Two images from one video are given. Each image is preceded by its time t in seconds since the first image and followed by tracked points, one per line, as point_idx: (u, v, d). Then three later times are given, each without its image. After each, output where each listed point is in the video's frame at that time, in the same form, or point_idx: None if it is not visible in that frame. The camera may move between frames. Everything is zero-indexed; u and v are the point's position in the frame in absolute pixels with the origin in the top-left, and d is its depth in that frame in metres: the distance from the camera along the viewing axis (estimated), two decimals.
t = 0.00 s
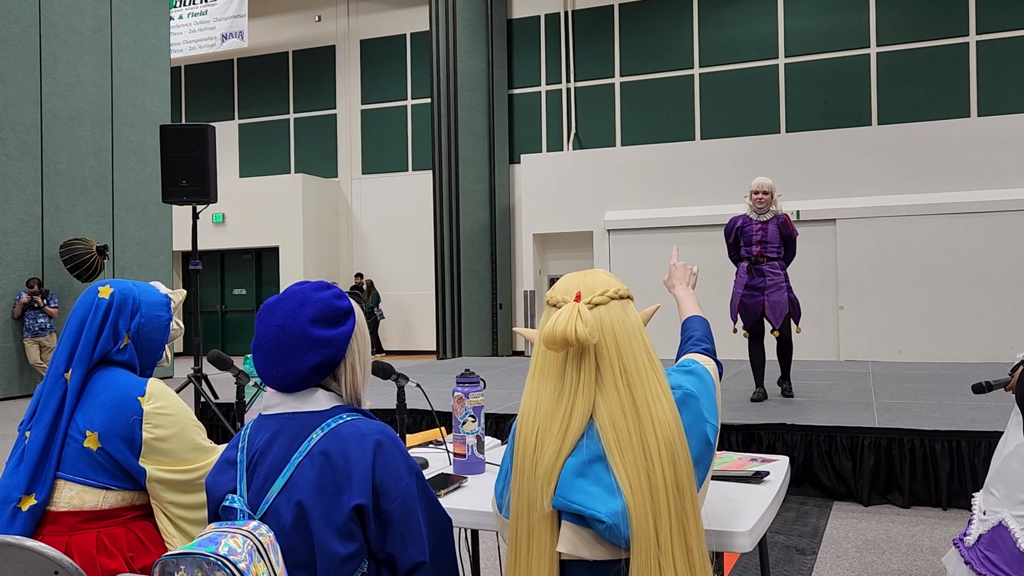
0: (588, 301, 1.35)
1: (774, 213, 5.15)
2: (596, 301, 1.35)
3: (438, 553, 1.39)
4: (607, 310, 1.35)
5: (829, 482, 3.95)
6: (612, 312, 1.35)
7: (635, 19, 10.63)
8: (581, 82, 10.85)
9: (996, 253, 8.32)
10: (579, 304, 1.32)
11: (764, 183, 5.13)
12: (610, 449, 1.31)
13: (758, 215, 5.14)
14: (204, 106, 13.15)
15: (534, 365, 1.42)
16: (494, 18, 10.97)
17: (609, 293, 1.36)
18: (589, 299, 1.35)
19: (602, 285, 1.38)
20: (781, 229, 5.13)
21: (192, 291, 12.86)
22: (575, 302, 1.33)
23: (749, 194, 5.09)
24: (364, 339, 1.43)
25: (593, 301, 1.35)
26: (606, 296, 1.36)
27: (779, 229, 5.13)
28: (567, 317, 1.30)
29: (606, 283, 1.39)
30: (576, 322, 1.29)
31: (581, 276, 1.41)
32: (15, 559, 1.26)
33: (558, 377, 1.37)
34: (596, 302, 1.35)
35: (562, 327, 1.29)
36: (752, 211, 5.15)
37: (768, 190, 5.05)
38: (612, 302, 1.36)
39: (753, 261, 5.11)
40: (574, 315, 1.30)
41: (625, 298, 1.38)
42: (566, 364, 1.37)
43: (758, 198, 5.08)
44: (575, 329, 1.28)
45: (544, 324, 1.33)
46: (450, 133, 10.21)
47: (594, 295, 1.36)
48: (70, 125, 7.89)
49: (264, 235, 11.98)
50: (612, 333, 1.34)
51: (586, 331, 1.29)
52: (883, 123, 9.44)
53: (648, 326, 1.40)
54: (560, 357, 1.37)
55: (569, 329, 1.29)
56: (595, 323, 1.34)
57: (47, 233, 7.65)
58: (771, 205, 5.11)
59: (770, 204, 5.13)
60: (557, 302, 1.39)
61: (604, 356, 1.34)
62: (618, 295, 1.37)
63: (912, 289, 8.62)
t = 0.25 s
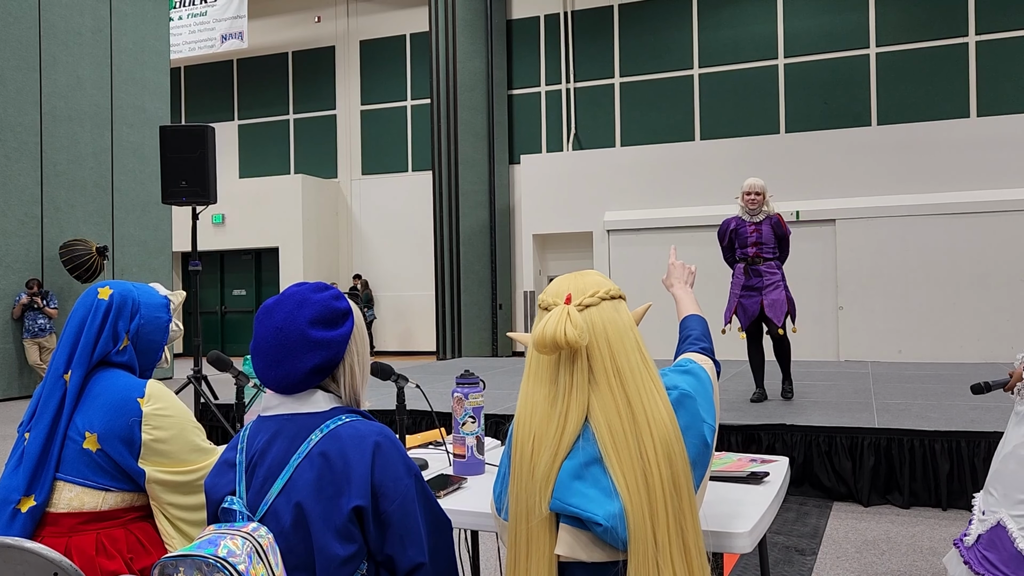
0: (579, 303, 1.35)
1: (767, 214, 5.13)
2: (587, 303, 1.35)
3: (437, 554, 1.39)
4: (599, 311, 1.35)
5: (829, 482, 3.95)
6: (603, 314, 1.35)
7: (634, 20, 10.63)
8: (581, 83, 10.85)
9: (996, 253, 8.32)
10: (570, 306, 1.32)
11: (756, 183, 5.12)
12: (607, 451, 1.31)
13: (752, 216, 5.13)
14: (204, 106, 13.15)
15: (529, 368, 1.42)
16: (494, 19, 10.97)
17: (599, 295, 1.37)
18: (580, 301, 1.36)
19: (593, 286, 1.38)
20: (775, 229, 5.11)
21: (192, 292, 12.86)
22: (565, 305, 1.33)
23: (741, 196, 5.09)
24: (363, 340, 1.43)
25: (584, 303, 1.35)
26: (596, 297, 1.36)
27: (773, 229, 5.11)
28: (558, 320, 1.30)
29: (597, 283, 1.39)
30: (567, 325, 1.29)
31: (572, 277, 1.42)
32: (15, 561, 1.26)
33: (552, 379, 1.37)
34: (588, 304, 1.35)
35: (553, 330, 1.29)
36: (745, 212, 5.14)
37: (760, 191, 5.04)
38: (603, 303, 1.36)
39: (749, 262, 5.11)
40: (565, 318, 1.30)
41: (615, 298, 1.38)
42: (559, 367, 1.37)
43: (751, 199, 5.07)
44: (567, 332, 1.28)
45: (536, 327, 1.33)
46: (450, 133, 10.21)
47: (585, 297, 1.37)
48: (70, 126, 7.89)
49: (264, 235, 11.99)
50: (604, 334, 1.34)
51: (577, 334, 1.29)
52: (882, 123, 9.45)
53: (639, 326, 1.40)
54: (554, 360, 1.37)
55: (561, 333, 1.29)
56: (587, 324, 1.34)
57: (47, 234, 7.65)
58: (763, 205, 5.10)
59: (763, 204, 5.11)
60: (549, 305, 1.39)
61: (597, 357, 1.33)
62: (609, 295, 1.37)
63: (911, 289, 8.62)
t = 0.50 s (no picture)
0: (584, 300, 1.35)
1: (763, 214, 5.13)
2: (590, 300, 1.35)
3: (436, 555, 1.39)
4: (603, 309, 1.35)
5: (829, 483, 3.95)
6: (608, 312, 1.35)
7: (634, 20, 10.63)
8: (581, 83, 10.85)
9: (995, 253, 8.32)
10: (578, 301, 1.32)
11: (751, 184, 5.12)
12: (608, 450, 1.31)
13: (748, 216, 5.13)
14: (203, 107, 13.15)
15: (528, 366, 1.42)
16: (493, 19, 10.97)
17: (603, 293, 1.37)
18: (585, 298, 1.35)
19: (596, 284, 1.39)
20: (772, 229, 5.10)
21: (192, 292, 12.85)
22: (573, 299, 1.32)
23: (736, 198, 5.08)
24: (362, 341, 1.43)
25: (589, 300, 1.35)
26: (600, 295, 1.36)
27: (770, 229, 5.11)
28: (567, 315, 1.29)
29: (599, 283, 1.39)
30: (577, 321, 1.28)
31: (574, 275, 1.42)
32: (15, 562, 1.26)
33: (555, 376, 1.37)
34: (591, 302, 1.35)
35: (562, 326, 1.28)
36: (741, 212, 5.14)
37: (756, 192, 5.04)
38: (606, 301, 1.36)
39: (747, 262, 5.11)
40: (575, 312, 1.30)
41: (617, 298, 1.38)
42: (563, 363, 1.36)
43: (746, 199, 5.07)
44: (575, 329, 1.28)
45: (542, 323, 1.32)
46: (450, 134, 10.21)
47: (588, 294, 1.36)
48: (69, 126, 7.88)
49: (263, 236, 11.99)
50: (609, 333, 1.34)
51: (586, 329, 1.28)
52: (882, 123, 9.45)
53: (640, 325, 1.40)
54: (556, 358, 1.37)
55: (571, 329, 1.28)
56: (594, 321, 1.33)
57: (46, 235, 7.65)
58: (759, 205, 5.10)
59: (759, 204, 5.11)
60: (550, 303, 1.39)
61: (602, 354, 1.33)
62: (611, 294, 1.38)
63: (911, 290, 8.62)
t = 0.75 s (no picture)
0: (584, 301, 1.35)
1: (763, 214, 5.12)
2: (591, 301, 1.35)
3: (436, 555, 1.39)
4: (604, 310, 1.35)
5: (829, 483, 3.95)
6: (608, 313, 1.35)
7: (634, 20, 10.63)
8: (581, 83, 10.85)
9: (995, 253, 8.32)
10: (579, 303, 1.31)
11: (750, 185, 5.14)
12: (608, 450, 1.31)
13: (748, 217, 5.13)
14: (203, 107, 13.15)
15: (528, 366, 1.41)
16: (493, 19, 10.98)
17: (603, 294, 1.36)
18: (585, 299, 1.35)
19: (596, 286, 1.38)
20: (772, 229, 5.09)
21: (192, 292, 12.85)
22: (574, 301, 1.32)
23: (736, 198, 5.09)
24: (361, 342, 1.43)
25: (589, 301, 1.35)
26: (601, 296, 1.36)
27: (770, 229, 5.10)
28: (568, 317, 1.29)
29: (599, 284, 1.39)
30: (578, 322, 1.28)
31: (574, 276, 1.42)
32: (15, 562, 1.26)
33: (555, 377, 1.37)
34: (592, 303, 1.35)
35: (563, 326, 1.28)
36: (741, 213, 5.14)
37: (755, 192, 5.06)
38: (606, 303, 1.36)
39: (747, 262, 5.11)
40: (576, 313, 1.30)
41: (617, 299, 1.38)
42: (564, 364, 1.36)
43: (746, 200, 5.07)
44: (577, 330, 1.28)
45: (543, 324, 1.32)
46: (450, 133, 10.21)
47: (589, 295, 1.36)
48: (69, 127, 7.88)
49: (264, 236, 11.99)
50: (609, 334, 1.34)
51: (587, 330, 1.28)
52: (882, 123, 9.45)
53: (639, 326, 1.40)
54: (556, 358, 1.37)
55: (572, 330, 1.28)
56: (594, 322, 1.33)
57: (46, 235, 7.65)
58: (759, 205, 5.09)
59: (759, 205, 5.11)
60: (550, 304, 1.39)
61: (602, 355, 1.33)
62: (611, 295, 1.37)
63: (912, 290, 8.62)
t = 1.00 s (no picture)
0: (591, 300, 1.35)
1: (767, 213, 5.11)
2: (599, 300, 1.35)
3: (435, 554, 1.39)
4: (611, 309, 1.35)
5: (829, 483, 3.95)
6: (614, 311, 1.35)
7: (634, 20, 10.63)
8: (581, 83, 10.85)
9: (994, 253, 8.33)
10: (587, 301, 1.32)
11: (753, 184, 5.10)
12: (612, 448, 1.31)
13: (750, 217, 5.11)
14: (203, 107, 13.15)
15: (533, 363, 1.42)
16: (493, 19, 10.97)
17: (610, 293, 1.37)
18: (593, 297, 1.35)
19: (603, 284, 1.38)
20: (775, 229, 5.09)
21: (192, 292, 12.85)
22: (581, 299, 1.32)
23: (740, 198, 5.06)
24: (361, 341, 1.43)
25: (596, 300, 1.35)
26: (608, 295, 1.36)
27: (773, 229, 5.09)
28: (576, 314, 1.29)
29: (606, 283, 1.39)
30: (585, 319, 1.29)
31: (581, 276, 1.42)
32: (15, 562, 1.26)
33: (561, 374, 1.37)
34: (600, 301, 1.35)
35: (571, 323, 1.28)
36: (744, 213, 5.13)
37: (758, 192, 5.02)
38: (614, 302, 1.36)
39: (750, 262, 5.11)
40: (584, 311, 1.30)
41: (623, 299, 1.38)
42: (569, 361, 1.36)
43: (749, 199, 5.06)
44: (585, 327, 1.28)
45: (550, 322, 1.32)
46: (450, 133, 10.20)
47: (596, 294, 1.36)
48: (69, 127, 7.88)
49: (264, 236, 11.99)
50: (616, 332, 1.34)
51: (595, 328, 1.28)
52: (882, 123, 9.45)
53: (645, 326, 1.40)
54: (562, 355, 1.37)
55: (580, 326, 1.28)
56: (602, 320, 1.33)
57: (46, 235, 7.64)
58: (762, 204, 5.08)
59: (762, 204, 5.09)
60: (557, 303, 1.39)
61: (609, 353, 1.33)
62: (617, 295, 1.37)
63: (912, 290, 8.62)
